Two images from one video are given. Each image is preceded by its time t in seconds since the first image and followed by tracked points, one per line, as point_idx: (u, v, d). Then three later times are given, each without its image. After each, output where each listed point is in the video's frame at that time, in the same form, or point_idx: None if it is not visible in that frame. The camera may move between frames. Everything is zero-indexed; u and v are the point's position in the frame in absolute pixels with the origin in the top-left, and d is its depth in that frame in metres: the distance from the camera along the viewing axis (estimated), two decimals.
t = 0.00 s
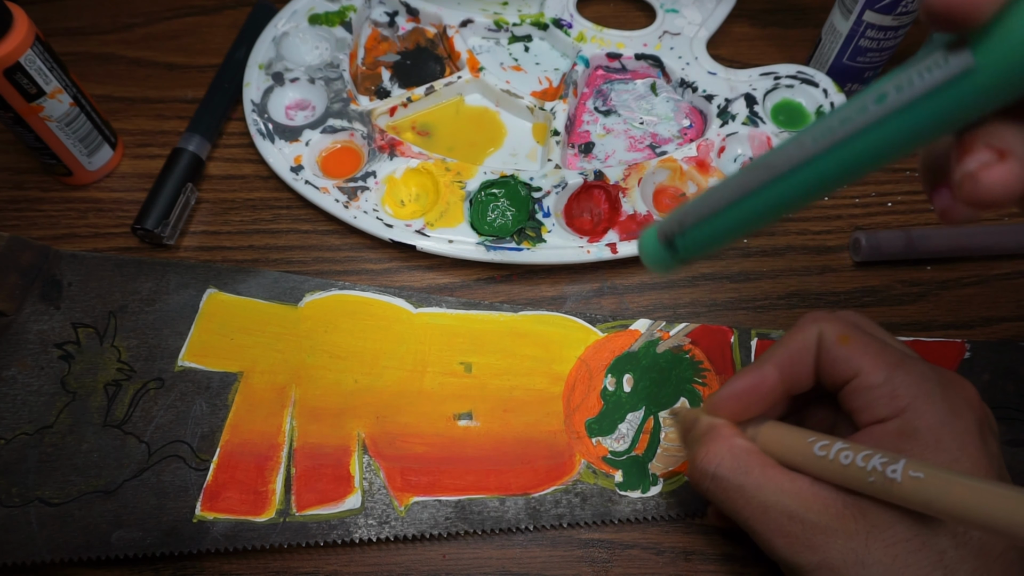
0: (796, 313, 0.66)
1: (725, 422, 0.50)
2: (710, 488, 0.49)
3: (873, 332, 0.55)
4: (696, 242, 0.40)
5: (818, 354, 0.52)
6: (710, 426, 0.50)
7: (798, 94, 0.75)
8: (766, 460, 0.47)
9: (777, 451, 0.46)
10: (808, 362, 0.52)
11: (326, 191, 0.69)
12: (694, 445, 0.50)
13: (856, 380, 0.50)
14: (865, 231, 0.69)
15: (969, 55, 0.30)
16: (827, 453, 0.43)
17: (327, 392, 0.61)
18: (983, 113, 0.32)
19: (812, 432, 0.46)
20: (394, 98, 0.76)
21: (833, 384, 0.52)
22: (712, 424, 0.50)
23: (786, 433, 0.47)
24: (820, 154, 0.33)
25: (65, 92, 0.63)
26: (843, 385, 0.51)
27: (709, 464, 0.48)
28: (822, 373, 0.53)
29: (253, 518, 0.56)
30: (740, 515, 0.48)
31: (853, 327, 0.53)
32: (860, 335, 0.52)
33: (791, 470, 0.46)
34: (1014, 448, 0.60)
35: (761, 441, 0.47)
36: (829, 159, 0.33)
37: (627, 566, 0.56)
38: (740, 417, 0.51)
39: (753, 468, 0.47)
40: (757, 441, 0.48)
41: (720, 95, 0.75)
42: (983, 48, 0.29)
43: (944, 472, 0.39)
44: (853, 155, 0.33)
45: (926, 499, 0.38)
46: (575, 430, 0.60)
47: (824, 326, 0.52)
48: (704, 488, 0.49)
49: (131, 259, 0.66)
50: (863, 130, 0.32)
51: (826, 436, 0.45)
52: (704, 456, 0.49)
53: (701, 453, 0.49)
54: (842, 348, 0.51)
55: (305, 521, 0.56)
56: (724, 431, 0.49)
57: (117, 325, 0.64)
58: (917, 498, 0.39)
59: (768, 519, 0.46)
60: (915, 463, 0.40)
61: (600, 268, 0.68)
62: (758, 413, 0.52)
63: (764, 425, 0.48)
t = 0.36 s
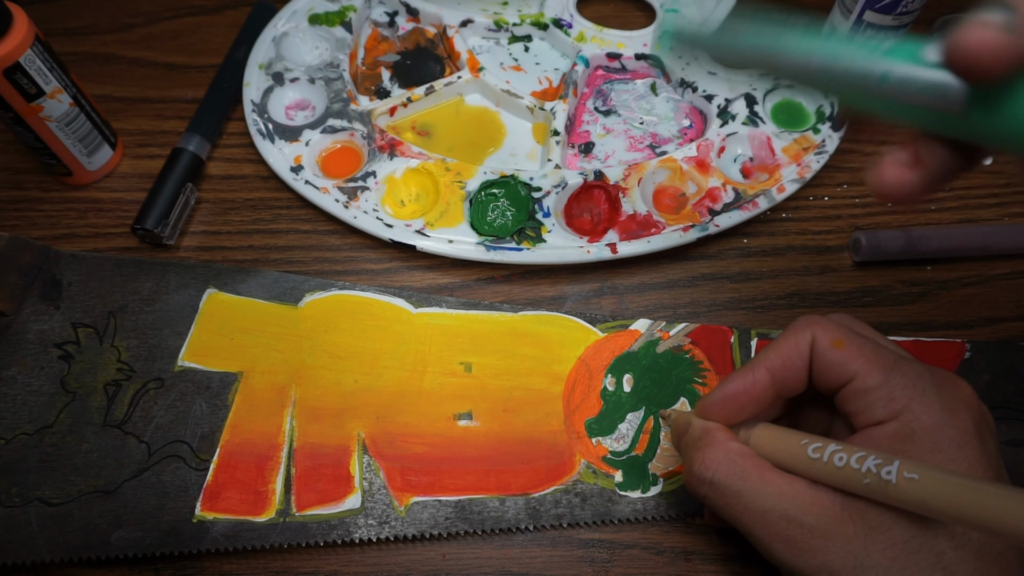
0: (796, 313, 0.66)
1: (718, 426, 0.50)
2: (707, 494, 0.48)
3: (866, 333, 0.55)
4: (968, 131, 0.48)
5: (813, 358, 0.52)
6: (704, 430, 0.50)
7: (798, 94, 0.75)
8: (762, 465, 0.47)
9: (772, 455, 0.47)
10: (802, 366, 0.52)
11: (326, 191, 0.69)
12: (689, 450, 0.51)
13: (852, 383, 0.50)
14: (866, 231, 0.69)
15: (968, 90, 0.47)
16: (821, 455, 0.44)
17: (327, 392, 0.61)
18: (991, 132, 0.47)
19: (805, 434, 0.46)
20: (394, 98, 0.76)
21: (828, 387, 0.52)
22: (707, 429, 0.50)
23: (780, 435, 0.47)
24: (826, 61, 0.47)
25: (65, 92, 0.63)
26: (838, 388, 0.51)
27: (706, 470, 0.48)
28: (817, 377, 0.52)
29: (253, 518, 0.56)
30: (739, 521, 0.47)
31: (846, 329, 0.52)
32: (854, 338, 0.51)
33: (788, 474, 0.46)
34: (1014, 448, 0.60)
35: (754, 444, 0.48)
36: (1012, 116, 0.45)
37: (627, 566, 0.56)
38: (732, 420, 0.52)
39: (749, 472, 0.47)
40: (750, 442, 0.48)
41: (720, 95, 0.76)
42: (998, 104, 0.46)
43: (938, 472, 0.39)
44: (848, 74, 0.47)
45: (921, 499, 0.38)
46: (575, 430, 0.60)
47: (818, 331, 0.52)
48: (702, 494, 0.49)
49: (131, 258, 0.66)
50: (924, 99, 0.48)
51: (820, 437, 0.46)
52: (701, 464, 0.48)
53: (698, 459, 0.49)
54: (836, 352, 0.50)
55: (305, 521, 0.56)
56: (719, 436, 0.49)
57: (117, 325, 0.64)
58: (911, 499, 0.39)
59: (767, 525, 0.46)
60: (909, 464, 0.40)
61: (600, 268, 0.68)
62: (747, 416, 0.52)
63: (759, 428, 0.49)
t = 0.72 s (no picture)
0: (796, 313, 0.66)
1: (732, 410, 0.50)
2: (712, 476, 0.49)
3: (882, 328, 0.55)
4: None
5: (827, 346, 0.52)
6: (717, 415, 0.50)
7: (798, 94, 0.75)
8: (770, 449, 0.47)
9: (782, 442, 0.46)
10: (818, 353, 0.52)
11: (326, 191, 0.69)
12: (701, 432, 0.51)
13: (863, 374, 0.50)
14: (865, 231, 0.69)
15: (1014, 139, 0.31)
16: (833, 444, 0.43)
17: (327, 392, 0.61)
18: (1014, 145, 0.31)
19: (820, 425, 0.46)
20: (394, 98, 0.76)
21: (840, 376, 0.52)
22: (720, 413, 0.50)
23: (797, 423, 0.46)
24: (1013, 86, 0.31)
25: (65, 92, 0.63)
26: (849, 379, 0.51)
27: (712, 450, 0.48)
28: (829, 366, 0.52)
29: (253, 518, 0.56)
30: (739, 503, 0.48)
31: (861, 320, 0.52)
32: (868, 329, 0.51)
33: (794, 462, 0.46)
34: (1014, 448, 0.60)
35: (766, 430, 0.47)
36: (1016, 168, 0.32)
37: (627, 566, 0.56)
38: (747, 405, 0.52)
39: (756, 457, 0.47)
40: (763, 431, 0.47)
41: (720, 95, 0.76)
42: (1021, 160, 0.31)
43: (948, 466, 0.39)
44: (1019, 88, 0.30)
45: (929, 490, 0.38)
46: (575, 430, 0.60)
47: (834, 319, 0.52)
48: (706, 476, 0.49)
49: (131, 259, 0.66)
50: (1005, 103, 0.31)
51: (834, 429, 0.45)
52: (708, 443, 0.49)
53: (707, 440, 0.49)
54: (852, 340, 0.50)
55: (305, 521, 0.56)
56: (730, 419, 0.49)
57: (117, 325, 0.64)
58: (919, 490, 0.39)
59: (767, 509, 0.46)
60: (919, 457, 0.40)
61: (600, 268, 0.68)
62: (764, 403, 0.52)
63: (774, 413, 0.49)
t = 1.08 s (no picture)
0: (797, 313, 0.66)
1: (731, 418, 0.51)
2: (713, 484, 0.49)
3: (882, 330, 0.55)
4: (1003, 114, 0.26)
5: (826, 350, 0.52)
6: (716, 421, 0.51)
7: (798, 94, 0.75)
8: (770, 456, 0.47)
9: (782, 447, 0.46)
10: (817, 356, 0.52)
11: (326, 191, 0.69)
12: (701, 439, 0.51)
13: (864, 377, 0.50)
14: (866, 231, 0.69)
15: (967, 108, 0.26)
16: (833, 450, 0.43)
17: (327, 392, 0.61)
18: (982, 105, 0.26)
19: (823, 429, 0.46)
20: (394, 98, 0.76)
21: (839, 379, 0.52)
22: (719, 420, 0.50)
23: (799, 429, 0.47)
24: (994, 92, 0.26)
25: (65, 92, 0.63)
26: (849, 382, 0.52)
27: (713, 458, 0.48)
28: (827, 369, 0.52)
29: (253, 518, 0.56)
30: (741, 510, 0.48)
31: (859, 323, 0.53)
32: (866, 333, 0.51)
33: (794, 468, 0.46)
34: (1015, 448, 0.60)
35: (766, 437, 0.48)
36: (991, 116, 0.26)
37: (627, 566, 0.56)
38: (746, 413, 0.52)
39: (757, 463, 0.47)
40: (763, 438, 0.48)
41: (720, 95, 0.76)
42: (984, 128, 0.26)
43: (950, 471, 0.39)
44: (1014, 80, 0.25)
45: (931, 494, 0.39)
46: (575, 430, 0.60)
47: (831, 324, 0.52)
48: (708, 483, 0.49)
49: (131, 259, 0.66)
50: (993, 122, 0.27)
51: (834, 434, 0.45)
52: (709, 450, 0.49)
53: (707, 447, 0.49)
54: (850, 344, 0.51)
55: (305, 521, 0.56)
56: (730, 426, 0.49)
57: (117, 325, 0.64)
58: (921, 495, 0.39)
59: (768, 515, 0.46)
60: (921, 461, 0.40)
61: (600, 268, 0.68)
62: (762, 409, 0.52)
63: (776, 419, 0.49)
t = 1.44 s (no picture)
0: (796, 313, 0.66)
1: (723, 424, 0.50)
2: (707, 491, 0.48)
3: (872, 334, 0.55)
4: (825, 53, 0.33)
5: (816, 355, 0.52)
6: (705, 428, 0.50)
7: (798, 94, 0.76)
8: (764, 463, 0.47)
9: (775, 454, 0.47)
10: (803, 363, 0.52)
11: (326, 191, 0.69)
12: (692, 447, 0.51)
13: (854, 383, 0.50)
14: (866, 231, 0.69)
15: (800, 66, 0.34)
16: (823, 453, 0.44)
17: (327, 391, 0.61)
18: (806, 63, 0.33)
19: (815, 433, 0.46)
20: (394, 98, 0.76)
21: (830, 385, 0.52)
22: (710, 427, 0.50)
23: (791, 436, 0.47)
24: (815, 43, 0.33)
25: (65, 92, 0.63)
26: (840, 388, 0.51)
27: (706, 466, 0.48)
28: (818, 374, 0.52)
29: (253, 518, 0.56)
30: (738, 518, 0.47)
31: (849, 328, 0.53)
32: (856, 337, 0.51)
33: (789, 474, 0.46)
34: (1014, 448, 0.60)
35: (759, 445, 0.48)
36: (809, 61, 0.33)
37: (627, 566, 0.56)
38: (735, 418, 0.52)
39: (750, 471, 0.46)
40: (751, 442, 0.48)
41: (720, 95, 0.76)
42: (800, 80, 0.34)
43: (941, 468, 0.39)
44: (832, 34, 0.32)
45: (923, 493, 0.39)
46: (575, 430, 0.60)
47: (821, 329, 0.52)
48: (702, 491, 0.49)
49: (131, 258, 0.66)
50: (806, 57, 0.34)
51: (823, 437, 0.46)
52: (702, 460, 0.48)
53: (700, 456, 0.49)
54: (840, 350, 0.51)
55: (305, 521, 0.56)
56: (720, 433, 0.49)
57: (117, 325, 0.64)
58: (914, 494, 0.39)
59: (766, 522, 0.46)
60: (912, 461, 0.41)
61: (600, 268, 0.68)
62: (751, 415, 0.52)
63: (765, 427, 0.49)
